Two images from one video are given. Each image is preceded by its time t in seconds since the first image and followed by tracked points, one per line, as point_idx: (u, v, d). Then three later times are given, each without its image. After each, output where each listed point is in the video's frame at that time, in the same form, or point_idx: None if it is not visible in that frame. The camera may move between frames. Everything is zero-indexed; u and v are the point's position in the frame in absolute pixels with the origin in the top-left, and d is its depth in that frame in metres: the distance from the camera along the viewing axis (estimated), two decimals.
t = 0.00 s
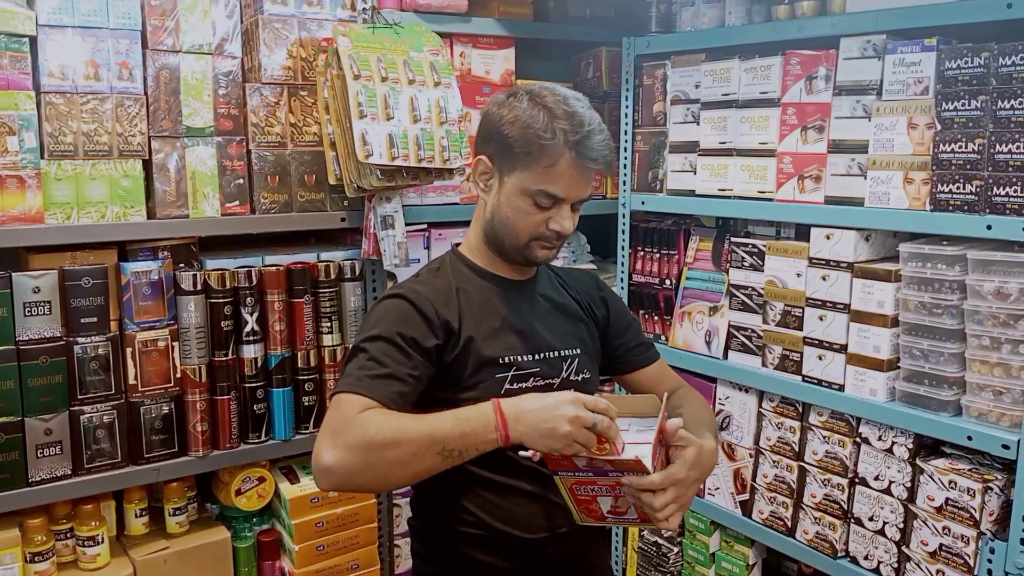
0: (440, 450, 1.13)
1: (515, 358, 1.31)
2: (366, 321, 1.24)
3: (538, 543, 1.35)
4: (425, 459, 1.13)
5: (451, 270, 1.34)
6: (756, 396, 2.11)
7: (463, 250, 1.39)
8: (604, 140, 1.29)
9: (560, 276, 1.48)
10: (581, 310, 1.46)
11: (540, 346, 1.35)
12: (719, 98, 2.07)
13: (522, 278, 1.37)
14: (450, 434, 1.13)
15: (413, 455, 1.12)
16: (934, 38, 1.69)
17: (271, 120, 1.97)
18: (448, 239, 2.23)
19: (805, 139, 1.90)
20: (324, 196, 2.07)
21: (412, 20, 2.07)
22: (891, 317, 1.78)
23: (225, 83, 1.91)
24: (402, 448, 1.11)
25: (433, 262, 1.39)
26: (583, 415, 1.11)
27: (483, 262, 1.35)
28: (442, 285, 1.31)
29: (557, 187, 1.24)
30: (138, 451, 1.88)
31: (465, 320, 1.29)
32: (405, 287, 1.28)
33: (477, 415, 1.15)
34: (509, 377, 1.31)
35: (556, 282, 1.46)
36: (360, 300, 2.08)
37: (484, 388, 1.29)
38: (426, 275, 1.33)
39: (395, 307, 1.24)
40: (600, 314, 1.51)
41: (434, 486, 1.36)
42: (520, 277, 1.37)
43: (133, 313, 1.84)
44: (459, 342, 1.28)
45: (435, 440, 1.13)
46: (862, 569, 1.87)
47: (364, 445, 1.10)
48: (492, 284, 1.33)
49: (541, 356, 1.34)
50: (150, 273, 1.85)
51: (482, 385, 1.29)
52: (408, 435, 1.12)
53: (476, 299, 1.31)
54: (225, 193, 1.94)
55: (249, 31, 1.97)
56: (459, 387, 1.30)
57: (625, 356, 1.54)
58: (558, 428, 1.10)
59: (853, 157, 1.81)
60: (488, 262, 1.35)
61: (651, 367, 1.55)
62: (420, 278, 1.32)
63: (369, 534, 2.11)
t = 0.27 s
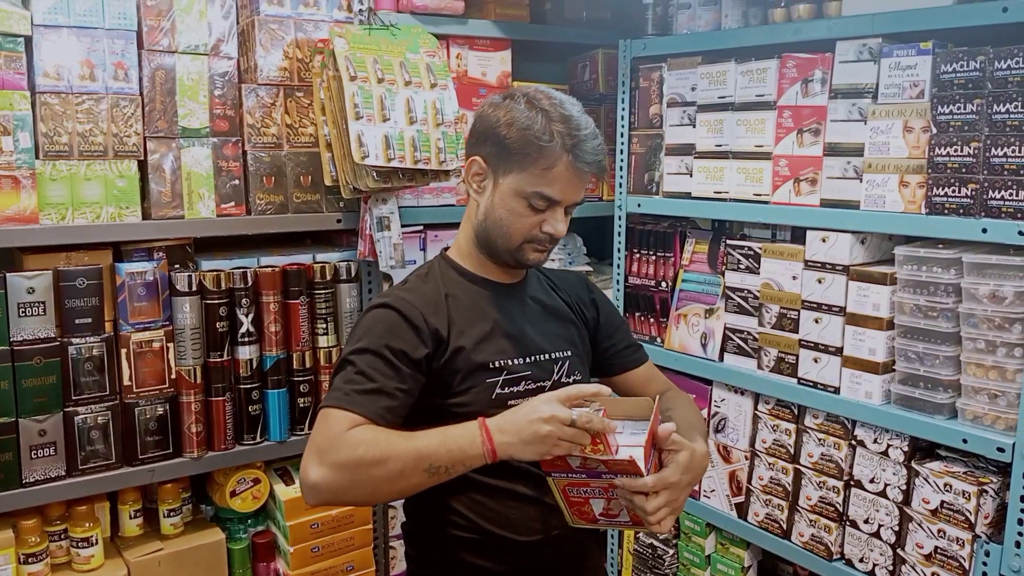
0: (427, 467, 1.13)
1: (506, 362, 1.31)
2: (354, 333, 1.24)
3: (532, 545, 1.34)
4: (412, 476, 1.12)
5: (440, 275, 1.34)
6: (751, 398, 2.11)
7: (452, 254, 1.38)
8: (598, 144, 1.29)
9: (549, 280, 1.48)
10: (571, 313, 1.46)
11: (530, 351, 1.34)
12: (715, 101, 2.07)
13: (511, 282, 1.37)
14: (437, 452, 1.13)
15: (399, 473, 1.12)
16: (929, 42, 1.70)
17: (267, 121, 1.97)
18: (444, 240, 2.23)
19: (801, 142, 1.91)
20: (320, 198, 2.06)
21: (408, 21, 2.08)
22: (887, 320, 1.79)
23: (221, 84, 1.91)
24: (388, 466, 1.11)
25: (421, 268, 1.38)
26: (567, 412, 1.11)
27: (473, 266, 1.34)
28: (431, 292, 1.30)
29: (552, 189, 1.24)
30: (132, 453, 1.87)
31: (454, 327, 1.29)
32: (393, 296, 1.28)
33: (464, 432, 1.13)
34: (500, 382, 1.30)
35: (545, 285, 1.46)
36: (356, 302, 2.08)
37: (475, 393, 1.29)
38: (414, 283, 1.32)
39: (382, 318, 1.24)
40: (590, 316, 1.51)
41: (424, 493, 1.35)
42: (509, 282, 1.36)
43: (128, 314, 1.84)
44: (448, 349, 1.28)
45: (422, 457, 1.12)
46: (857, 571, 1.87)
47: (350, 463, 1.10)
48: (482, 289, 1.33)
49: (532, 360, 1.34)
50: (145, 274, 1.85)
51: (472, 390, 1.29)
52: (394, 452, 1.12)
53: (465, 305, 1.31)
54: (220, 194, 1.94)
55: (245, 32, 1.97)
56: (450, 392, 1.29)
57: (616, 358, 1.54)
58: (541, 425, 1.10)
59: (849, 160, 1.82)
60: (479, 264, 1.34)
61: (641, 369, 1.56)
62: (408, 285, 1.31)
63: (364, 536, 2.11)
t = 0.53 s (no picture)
0: (421, 473, 1.13)
1: (499, 361, 1.31)
2: (345, 336, 1.23)
3: (529, 544, 1.35)
4: (404, 481, 1.13)
5: (431, 274, 1.33)
6: (751, 396, 2.10)
7: (443, 253, 1.37)
8: (589, 138, 1.29)
9: (541, 275, 1.48)
10: (563, 309, 1.46)
11: (523, 349, 1.34)
12: (715, 98, 2.07)
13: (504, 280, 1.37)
14: (430, 458, 1.13)
15: (393, 478, 1.12)
16: (930, 39, 1.69)
17: (266, 118, 1.97)
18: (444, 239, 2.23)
19: (801, 140, 1.90)
20: (320, 196, 2.06)
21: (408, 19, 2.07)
22: (887, 318, 1.78)
23: (221, 82, 1.91)
24: (381, 472, 1.12)
25: (411, 267, 1.37)
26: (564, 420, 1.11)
27: (464, 265, 1.34)
28: (422, 292, 1.29)
29: (543, 185, 1.24)
30: (132, 451, 1.87)
31: (447, 327, 1.28)
32: (384, 297, 1.26)
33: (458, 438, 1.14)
34: (494, 381, 1.30)
35: (538, 281, 1.46)
36: (356, 300, 2.08)
37: (469, 393, 1.29)
38: (404, 283, 1.31)
39: (374, 320, 1.22)
40: (582, 311, 1.52)
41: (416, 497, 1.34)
42: (501, 280, 1.36)
43: (127, 313, 1.83)
44: (441, 349, 1.27)
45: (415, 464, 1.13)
46: (857, 570, 1.87)
47: (343, 469, 1.11)
48: (474, 287, 1.33)
49: (525, 358, 1.34)
50: (144, 272, 1.84)
51: (466, 389, 1.29)
52: (388, 457, 1.12)
53: (458, 304, 1.30)
54: (220, 192, 1.93)
55: (244, 29, 1.96)
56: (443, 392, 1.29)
57: (609, 354, 1.54)
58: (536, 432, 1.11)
59: (850, 158, 1.81)
60: (471, 262, 1.34)
61: (634, 364, 1.56)
62: (399, 286, 1.30)
63: (364, 535, 2.11)
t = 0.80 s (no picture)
0: (421, 484, 1.12)
1: (490, 363, 1.30)
2: (334, 348, 1.22)
3: (521, 548, 1.34)
4: (404, 493, 1.11)
5: (419, 280, 1.33)
6: (755, 398, 2.10)
7: (428, 258, 1.36)
8: (564, 126, 1.29)
9: (528, 275, 1.48)
10: (552, 308, 1.46)
11: (513, 350, 1.34)
12: (718, 100, 2.07)
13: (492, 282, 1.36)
14: (430, 469, 1.11)
15: (392, 490, 1.11)
16: (932, 40, 1.69)
17: (269, 121, 1.97)
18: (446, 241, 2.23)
19: (804, 141, 1.90)
20: (322, 198, 2.06)
21: (411, 21, 2.07)
22: (891, 319, 1.78)
23: (223, 85, 1.91)
24: (380, 484, 1.10)
25: (398, 273, 1.36)
26: (561, 419, 1.11)
27: (451, 268, 1.33)
28: (409, 298, 1.28)
29: (522, 177, 1.23)
30: (135, 455, 1.87)
31: (435, 331, 1.28)
32: (372, 305, 1.25)
33: (457, 446, 1.12)
34: (485, 384, 1.30)
35: (525, 281, 1.45)
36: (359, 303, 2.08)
37: (461, 397, 1.28)
38: (390, 289, 1.30)
39: (361, 329, 1.21)
40: (571, 310, 1.51)
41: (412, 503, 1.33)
42: (489, 281, 1.36)
43: (130, 316, 1.83)
44: (431, 354, 1.26)
45: (414, 474, 1.11)
46: (862, 572, 1.86)
47: (341, 482, 1.09)
48: (462, 291, 1.32)
49: (515, 360, 1.34)
50: (147, 276, 1.84)
51: (458, 394, 1.28)
52: (387, 469, 1.11)
53: (447, 309, 1.30)
54: (222, 195, 1.93)
55: (247, 32, 1.97)
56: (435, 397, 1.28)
57: (599, 352, 1.54)
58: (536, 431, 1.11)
59: (853, 159, 1.81)
60: (456, 264, 1.33)
61: (624, 361, 1.57)
62: (385, 292, 1.29)
63: (367, 538, 2.10)
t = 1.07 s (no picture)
0: (416, 487, 1.07)
1: (472, 370, 1.29)
2: (315, 373, 1.19)
3: (508, 555, 1.34)
4: (404, 500, 1.07)
5: (393, 292, 1.30)
6: (757, 402, 2.10)
7: (402, 268, 1.35)
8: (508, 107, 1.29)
9: (505, 278, 1.46)
10: (530, 310, 1.45)
11: (495, 355, 1.33)
12: (719, 103, 2.07)
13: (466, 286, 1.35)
14: (422, 468, 1.07)
15: (390, 503, 1.07)
16: (933, 43, 1.69)
17: (270, 125, 1.97)
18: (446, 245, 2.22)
19: (805, 144, 1.90)
20: (323, 202, 2.06)
21: (411, 24, 2.09)
22: (892, 323, 1.78)
23: (224, 89, 1.91)
24: (376, 500, 1.07)
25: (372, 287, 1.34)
26: (531, 367, 1.04)
27: (424, 276, 1.32)
28: (386, 312, 1.26)
29: (476, 160, 1.22)
30: (136, 458, 1.87)
31: (416, 342, 1.26)
32: (346, 323, 1.22)
33: (442, 439, 1.07)
34: (470, 393, 1.28)
35: (502, 284, 1.44)
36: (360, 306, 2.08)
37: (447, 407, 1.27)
38: (366, 303, 1.27)
39: (339, 348, 1.19)
40: (549, 311, 1.51)
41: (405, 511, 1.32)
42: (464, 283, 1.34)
43: (132, 320, 1.84)
44: (413, 366, 1.24)
45: (407, 480, 1.07)
46: None
47: (340, 510, 1.08)
48: (439, 299, 1.30)
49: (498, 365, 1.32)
50: (149, 280, 1.85)
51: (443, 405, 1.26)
52: (378, 484, 1.08)
53: (425, 320, 1.28)
54: (224, 199, 1.93)
55: (248, 36, 1.97)
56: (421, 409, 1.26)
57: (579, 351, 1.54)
58: (506, 380, 1.04)
59: (854, 163, 1.81)
60: (426, 268, 1.31)
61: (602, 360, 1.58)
62: (361, 306, 1.26)
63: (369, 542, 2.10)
